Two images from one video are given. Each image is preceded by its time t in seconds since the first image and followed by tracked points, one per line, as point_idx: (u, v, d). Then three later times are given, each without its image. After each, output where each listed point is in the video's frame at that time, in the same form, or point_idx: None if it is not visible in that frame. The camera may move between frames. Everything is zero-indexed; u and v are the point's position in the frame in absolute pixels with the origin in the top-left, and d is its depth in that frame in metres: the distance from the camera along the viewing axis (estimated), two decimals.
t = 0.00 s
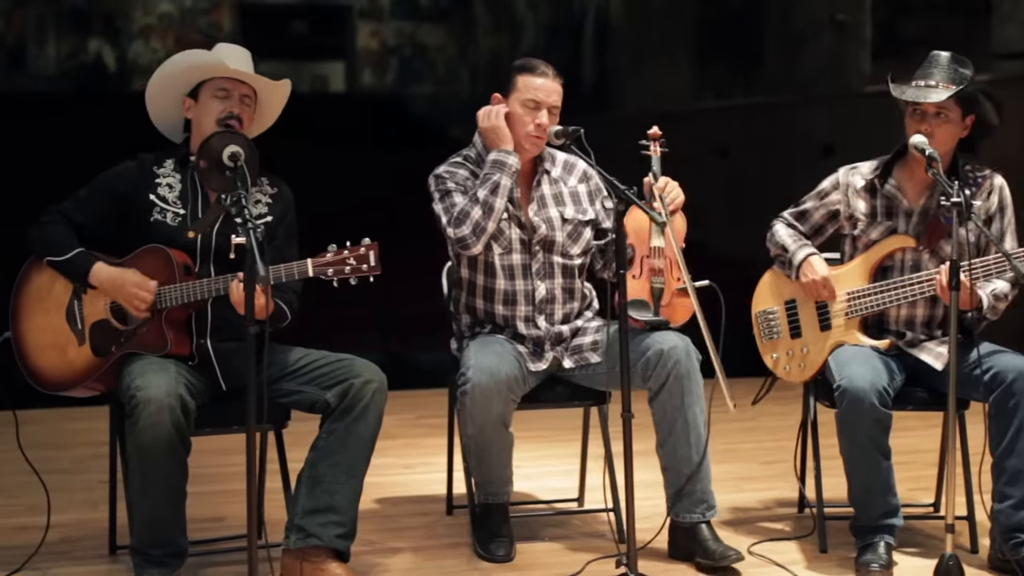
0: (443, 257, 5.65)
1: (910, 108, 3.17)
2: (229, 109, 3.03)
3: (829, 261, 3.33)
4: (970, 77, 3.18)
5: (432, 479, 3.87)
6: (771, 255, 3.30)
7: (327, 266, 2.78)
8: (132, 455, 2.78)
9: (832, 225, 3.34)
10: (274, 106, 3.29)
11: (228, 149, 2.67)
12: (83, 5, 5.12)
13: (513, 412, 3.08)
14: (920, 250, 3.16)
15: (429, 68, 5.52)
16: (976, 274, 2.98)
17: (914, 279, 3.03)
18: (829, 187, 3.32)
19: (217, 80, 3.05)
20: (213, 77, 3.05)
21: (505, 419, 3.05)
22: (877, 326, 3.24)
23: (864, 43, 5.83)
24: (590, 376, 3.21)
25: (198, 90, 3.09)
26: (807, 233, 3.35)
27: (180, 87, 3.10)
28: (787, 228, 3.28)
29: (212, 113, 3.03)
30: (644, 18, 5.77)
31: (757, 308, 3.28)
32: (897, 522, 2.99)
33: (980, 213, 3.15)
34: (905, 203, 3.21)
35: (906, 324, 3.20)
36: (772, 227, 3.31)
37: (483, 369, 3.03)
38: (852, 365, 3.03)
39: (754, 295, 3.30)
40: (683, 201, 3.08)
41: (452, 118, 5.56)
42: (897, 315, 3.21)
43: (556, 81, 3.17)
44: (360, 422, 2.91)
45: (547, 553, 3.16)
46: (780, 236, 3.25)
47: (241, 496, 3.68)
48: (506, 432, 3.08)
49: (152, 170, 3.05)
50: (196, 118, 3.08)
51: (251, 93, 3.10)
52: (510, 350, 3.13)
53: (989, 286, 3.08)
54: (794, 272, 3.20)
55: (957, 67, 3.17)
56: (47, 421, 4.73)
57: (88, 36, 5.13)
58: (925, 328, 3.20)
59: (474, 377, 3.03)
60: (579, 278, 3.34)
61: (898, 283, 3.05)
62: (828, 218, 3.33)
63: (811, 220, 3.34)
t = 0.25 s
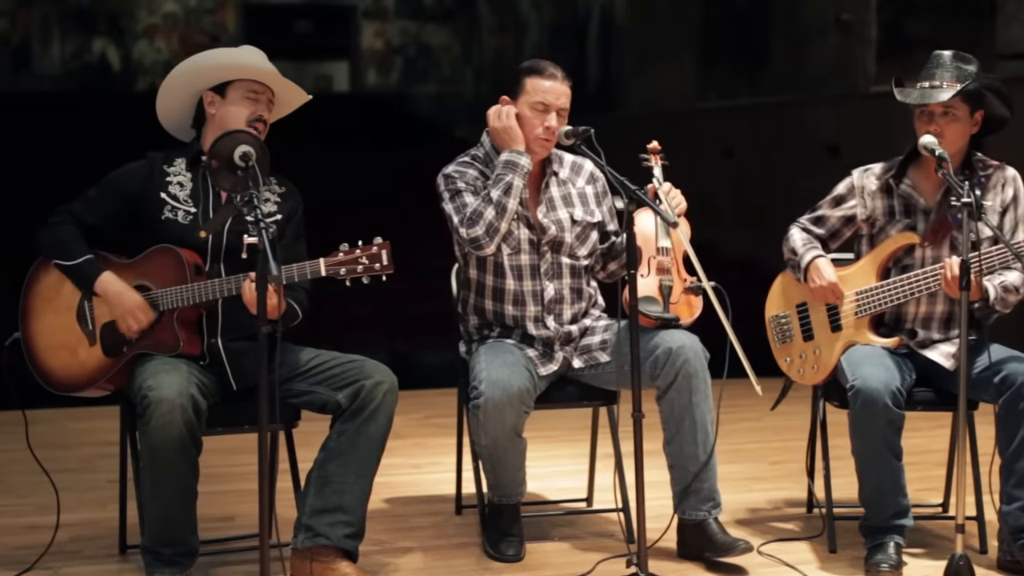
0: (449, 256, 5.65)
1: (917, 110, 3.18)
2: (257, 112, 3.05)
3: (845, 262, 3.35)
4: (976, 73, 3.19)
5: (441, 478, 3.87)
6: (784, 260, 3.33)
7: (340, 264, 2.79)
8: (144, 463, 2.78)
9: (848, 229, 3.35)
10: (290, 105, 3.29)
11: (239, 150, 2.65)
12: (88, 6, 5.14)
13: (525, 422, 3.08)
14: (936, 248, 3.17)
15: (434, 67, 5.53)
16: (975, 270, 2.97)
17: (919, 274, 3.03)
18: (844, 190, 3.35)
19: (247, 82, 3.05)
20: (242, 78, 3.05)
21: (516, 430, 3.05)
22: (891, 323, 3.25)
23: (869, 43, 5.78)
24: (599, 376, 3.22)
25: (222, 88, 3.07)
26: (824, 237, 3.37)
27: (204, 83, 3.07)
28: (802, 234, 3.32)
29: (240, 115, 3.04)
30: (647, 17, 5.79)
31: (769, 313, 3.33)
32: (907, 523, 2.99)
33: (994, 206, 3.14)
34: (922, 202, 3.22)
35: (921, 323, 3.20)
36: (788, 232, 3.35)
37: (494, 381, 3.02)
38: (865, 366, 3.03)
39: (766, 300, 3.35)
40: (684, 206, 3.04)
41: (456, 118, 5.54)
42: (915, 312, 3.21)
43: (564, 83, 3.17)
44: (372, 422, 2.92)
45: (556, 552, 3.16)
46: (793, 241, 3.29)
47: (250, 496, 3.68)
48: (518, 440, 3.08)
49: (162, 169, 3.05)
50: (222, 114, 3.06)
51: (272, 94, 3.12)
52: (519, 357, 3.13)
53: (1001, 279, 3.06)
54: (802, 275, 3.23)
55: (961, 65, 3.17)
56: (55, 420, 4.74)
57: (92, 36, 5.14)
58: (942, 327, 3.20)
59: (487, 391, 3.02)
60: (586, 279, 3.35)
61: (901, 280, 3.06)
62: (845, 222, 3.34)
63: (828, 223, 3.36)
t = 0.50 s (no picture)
0: (454, 256, 5.66)
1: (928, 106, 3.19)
2: (250, 108, 3.06)
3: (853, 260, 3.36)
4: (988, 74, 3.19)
5: (449, 477, 3.88)
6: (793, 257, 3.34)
7: (350, 263, 2.79)
8: (154, 463, 2.78)
9: (859, 224, 3.37)
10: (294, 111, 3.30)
11: (251, 148, 2.66)
12: (92, 5, 5.14)
13: (534, 422, 3.09)
14: (941, 250, 3.18)
15: (438, 67, 5.53)
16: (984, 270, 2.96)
17: (926, 272, 3.04)
18: (856, 186, 3.36)
19: (239, 79, 3.07)
20: (236, 76, 3.07)
21: (525, 429, 3.06)
22: (895, 323, 3.25)
23: (874, 42, 5.81)
24: (609, 376, 3.22)
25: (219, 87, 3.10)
26: (834, 233, 3.37)
27: (202, 83, 3.11)
28: (812, 230, 3.33)
29: (235, 113, 3.06)
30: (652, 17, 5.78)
31: (775, 312, 3.32)
32: (915, 521, 3.00)
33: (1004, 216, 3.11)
34: (930, 203, 3.23)
35: (925, 324, 3.21)
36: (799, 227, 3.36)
37: (502, 380, 3.02)
38: (871, 365, 3.03)
39: (772, 298, 3.33)
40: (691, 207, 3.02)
41: (460, 117, 5.56)
42: (917, 313, 3.21)
43: (574, 81, 3.18)
44: (382, 421, 2.93)
45: (566, 551, 3.17)
46: (803, 237, 3.30)
47: (258, 495, 3.69)
48: (527, 439, 3.09)
49: (172, 169, 3.06)
50: (218, 113, 3.09)
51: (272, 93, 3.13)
52: (528, 356, 3.13)
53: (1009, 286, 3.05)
54: (806, 274, 3.25)
55: (974, 63, 3.18)
56: (62, 420, 4.75)
57: (96, 35, 5.15)
58: (946, 329, 3.21)
59: (495, 390, 3.02)
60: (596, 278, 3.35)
61: (910, 279, 3.06)
62: (856, 217, 3.36)
63: (839, 219, 3.37)
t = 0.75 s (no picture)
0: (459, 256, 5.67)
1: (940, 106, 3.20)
2: (256, 115, 3.05)
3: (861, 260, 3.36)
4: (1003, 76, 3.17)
5: (455, 477, 3.88)
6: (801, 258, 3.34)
7: (359, 262, 2.79)
8: (164, 462, 2.78)
9: (867, 224, 3.38)
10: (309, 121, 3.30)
11: (261, 150, 2.67)
12: (94, 5, 5.14)
13: (543, 417, 3.10)
14: (949, 251, 3.17)
15: (441, 68, 5.54)
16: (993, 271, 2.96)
17: (934, 274, 3.04)
18: (864, 186, 3.37)
19: (244, 85, 3.06)
20: (244, 82, 3.06)
21: (534, 425, 3.06)
22: (904, 323, 3.25)
23: (878, 43, 5.82)
24: (618, 377, 3.22)
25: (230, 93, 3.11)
26: (842, 233, 3.39)
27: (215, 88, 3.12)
28: (819, 230, 3.34)
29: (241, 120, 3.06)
30: (655, 17, 5.78)
31: (783, 312, 3.33)
32: (923, 521, 3.00)
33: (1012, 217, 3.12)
34: (938, 204, 3.24)
35: (933, 325, 3.21)
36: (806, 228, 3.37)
37: (511, 375, 3.03)
38: (880, 365, 3.04)
39: (781, 298, 3.34)
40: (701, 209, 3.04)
41: (462, 118, 5.57)
42: (925, 314, 3.21)
43: (579, 82, 3.17)
44: (392, 421, 2.93)
45: (575, 551, 3.17)
46: (811, 238, 3.31)
47: (266, 495, 3.69)
48: (536, 435, 3.09)
49: (182, 172, 3.06)
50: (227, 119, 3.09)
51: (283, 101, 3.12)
52: (537, 354, 3.13)
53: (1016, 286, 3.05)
54: (814, 274, 3.25)
55: (989, 65, 3.16)
56: (69, 420, 4.75)
57: (99, 36, 5.14)
58: (953, 330, 3.21)
59: (504, 384, 3.03)
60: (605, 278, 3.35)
61: (919, 279, 3.06)
62: (864, 216, 3.37)
63: (847, 219, 3.38)
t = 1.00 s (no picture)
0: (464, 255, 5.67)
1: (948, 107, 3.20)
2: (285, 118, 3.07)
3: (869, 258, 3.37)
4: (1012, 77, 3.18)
5: (462, 477, 3.89)
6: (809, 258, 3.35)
7: (367, 260, 2.80)
8: (172, 461, 2.78)
9: (873, 223, 3.39)
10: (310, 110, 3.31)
11: (272, 149, 2.66)
12: (97, 5, 5.14)
13: (553, 420, 3.10)
14: (956, 251, 3.17)
15: (444, 68, 5.54)
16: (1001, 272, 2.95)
17: (942, 274, 3.05)
18: (871, 185, 3.37)
19: (269, 88, 3.06)
20: (266, 85, 3.06)
21: (545, 429, 3.07)
22: (912, 323, 3.26)
23: (881, 42, 5.83)
24: (627, 376, 3.23)
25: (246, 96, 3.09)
26: (848, 232, 3.39)
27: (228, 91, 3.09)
28: (826, 230, 3.35)
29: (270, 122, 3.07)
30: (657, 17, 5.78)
31: (792, 312, 3.34)
32: (932, 520, 3.00)
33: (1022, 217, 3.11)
34: (944, 205, 3.24)
35: (941, 325, 3.21)
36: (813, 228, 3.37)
37: (522, 380, 3.03)
38: (889, 365, 3.04)
39: (788, 298, 3.35)
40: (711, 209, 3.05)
41: (464, 117, 5.57)
42: (932, 314, 3.22)
43: (584, 79, 3.17)
44: (401, 419, 2.93)
45: (583, 550, 3.18)
46: (818, 238, 3.32)
47: (273, 494, 3.70)
48: (545, 438, 3.10)
49: (190, 172, 3.07)
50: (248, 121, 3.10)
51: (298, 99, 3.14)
52: (547, 357, 3.14)
53: None
54: (822, 274, 3.26)
55: (997, 66, 3.17)
56: (77, 419, 4.76)
57: (102, 35, 5.14)
58: (961, 330, 3.21)
59: (515, 390, 3.03)
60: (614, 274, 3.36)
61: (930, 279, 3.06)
62: (871, 215, 3.38)
63: (853, 218, 3.39)
